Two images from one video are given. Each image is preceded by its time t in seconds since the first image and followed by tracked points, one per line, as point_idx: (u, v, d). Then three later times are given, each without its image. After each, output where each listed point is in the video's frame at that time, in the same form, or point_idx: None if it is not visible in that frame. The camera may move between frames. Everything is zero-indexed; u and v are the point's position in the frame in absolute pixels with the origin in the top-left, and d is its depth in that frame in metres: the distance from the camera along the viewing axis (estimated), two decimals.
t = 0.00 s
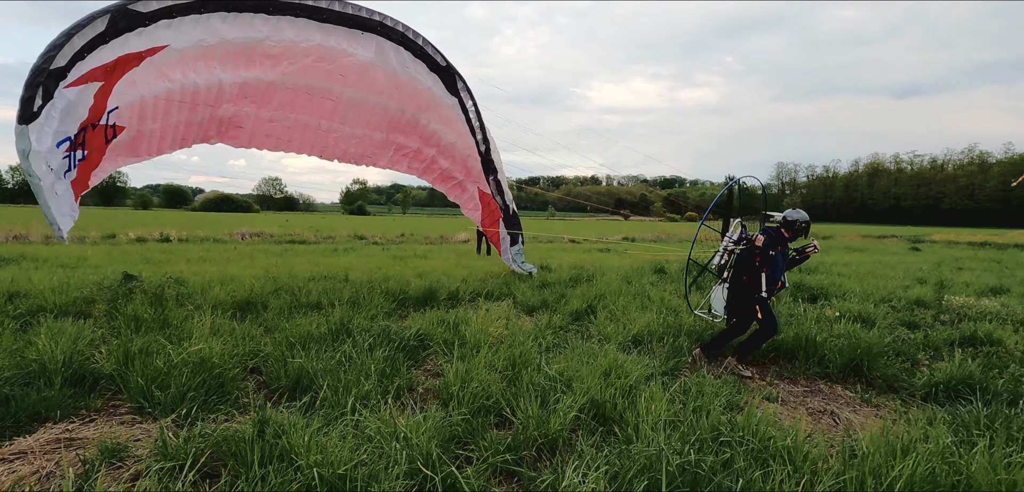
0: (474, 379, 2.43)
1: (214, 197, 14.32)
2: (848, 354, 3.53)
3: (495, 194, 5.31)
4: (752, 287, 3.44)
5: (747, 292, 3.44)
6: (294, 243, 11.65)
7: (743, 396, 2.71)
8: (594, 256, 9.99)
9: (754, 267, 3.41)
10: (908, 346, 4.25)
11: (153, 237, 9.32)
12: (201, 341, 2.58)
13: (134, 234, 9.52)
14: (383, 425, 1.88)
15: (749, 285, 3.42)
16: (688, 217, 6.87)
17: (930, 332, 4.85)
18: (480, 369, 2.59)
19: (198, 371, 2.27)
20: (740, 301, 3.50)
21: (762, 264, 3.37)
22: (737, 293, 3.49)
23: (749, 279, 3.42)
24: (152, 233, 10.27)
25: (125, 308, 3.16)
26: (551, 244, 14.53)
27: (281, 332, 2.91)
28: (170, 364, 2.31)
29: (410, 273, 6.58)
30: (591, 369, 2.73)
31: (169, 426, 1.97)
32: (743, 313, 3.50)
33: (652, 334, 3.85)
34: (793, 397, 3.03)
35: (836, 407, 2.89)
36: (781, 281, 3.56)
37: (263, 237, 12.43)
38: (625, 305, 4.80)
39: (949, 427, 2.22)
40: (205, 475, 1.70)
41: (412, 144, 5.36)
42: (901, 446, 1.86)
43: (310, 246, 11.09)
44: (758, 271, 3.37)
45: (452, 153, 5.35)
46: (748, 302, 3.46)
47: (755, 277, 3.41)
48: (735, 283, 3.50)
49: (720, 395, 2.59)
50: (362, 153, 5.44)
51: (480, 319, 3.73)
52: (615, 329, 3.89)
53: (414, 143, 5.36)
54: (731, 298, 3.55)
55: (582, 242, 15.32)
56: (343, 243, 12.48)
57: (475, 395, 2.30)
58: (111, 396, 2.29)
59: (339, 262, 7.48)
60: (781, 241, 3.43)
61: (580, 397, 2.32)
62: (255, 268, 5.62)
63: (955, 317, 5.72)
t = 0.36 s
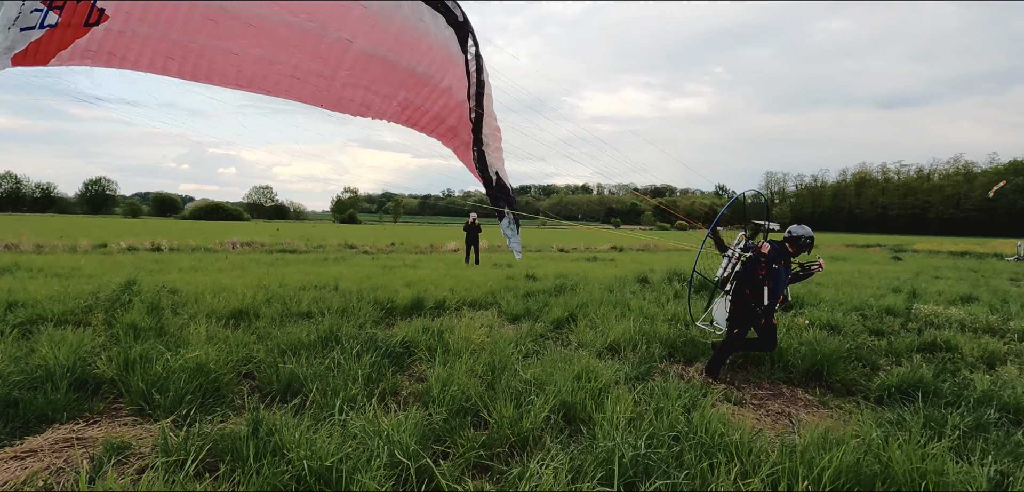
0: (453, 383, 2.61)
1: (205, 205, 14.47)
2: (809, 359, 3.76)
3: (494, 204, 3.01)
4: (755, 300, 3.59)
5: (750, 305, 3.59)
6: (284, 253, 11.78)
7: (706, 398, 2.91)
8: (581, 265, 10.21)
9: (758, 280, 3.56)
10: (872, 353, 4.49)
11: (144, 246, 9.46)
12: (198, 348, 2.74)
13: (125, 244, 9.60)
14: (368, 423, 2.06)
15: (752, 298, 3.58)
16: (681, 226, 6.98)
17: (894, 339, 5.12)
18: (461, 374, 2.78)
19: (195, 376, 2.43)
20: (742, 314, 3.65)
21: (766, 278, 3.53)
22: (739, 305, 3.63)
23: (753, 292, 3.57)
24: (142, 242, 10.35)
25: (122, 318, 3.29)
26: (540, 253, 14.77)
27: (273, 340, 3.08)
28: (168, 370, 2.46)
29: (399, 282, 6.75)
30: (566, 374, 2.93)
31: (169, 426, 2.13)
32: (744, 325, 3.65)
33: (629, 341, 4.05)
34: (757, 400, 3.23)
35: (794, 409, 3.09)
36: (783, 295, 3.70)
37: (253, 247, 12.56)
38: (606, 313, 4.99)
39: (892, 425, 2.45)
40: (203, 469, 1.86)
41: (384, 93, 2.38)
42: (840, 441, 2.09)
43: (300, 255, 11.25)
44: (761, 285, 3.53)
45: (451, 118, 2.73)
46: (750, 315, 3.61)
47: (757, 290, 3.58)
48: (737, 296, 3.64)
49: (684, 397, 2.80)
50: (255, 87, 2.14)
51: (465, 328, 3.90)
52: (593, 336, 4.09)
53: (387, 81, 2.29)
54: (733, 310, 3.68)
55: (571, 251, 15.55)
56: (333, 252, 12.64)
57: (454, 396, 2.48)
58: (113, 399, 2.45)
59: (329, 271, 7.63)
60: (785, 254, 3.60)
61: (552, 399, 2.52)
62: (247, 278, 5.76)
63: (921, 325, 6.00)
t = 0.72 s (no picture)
0: (430, 385, 2.81)
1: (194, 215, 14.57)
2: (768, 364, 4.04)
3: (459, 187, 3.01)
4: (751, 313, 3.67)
5: (746, 317, 3.67)
6: (272, 263, 11.89)
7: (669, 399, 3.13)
8: (565, 275, 10.45)
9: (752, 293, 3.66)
10: (832, 360, 4.76)
11: (132, 256, 9.58)
12: (188, 354, 2.91)
13: (113, 254, 9.69)
14: (348, 421, 2.25)
15: (748, 312, 3.66)
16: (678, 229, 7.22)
17: (856, 346, 5.38)
18: (438, 377, 2.98)
19: (187, 379, 2.60)
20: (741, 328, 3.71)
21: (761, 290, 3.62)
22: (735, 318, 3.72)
23: (749, 305, 3.66)
24: (130, 252, 10.42)
25: (115, 327, 3.44)
26: (526, 263, 15.00)
27: (260, 347, 3.25)
28: (161, 374, 2.63)
29: (384, 292, 6.93)
30: (536, 377, 3.15)
31: (162, 424, 2.29)
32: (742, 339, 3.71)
33: (602, 348, 4.26)
34: (717, 402, 3.46)
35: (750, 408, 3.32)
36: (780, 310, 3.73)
37: (242, 257, 12.70)
38: (582, 321, 5.19)
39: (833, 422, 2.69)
40: (197, 459, 2.03)
41: (387, 55, 2.58)
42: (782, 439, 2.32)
43: (288, 265, 11.39)
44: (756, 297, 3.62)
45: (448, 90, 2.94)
46: (747, 328, 3.68)
47: (753, 303, 3.66)
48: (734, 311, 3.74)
49: (645, 399, 3.02)
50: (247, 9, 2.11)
51: (446, 335, 4.09)
52: (568, 343, 4.30)
53: (392, 41, 2.49)
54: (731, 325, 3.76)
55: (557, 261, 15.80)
56: (322, 262, 12.81)
57: (429, 397, 2.69)
58: (108, 402, 2.61)
59: (316, 281, 7.79)
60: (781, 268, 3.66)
61: (520, 400, 2.73)
62: (235, 288, 5.90)
63: (885, 332, 6.29)
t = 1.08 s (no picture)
0: (414, 386, 3.01)
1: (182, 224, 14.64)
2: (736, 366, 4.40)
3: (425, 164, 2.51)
4: (759, 318, 3.87)
5: (753, 322, 3.87)
6: (259, 271, 11.98)
7: (637, 400, 3.40)
8: (550, 282, 10.68)
9: (759, 299, 3.88)
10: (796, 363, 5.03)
11: (120, 265, 9.65)
12: (183, 360, 3.07)
13: (100, 263, 9.73)
14: (337, 419, 2.45)
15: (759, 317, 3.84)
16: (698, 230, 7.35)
17: (822, 349, 5.67)
18: (422, 378, 3.19)
19: (183, 383, 2.76)
20: (750, 333, 3.89)
21: (768, 296, 3.86)
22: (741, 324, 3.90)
23: (760, 310, 3.84)
24: (117, 261, 10.48)
25: (111, 334, 3.58)
26: (514, 270, 15.22)
27: (251, 353, 3.42)
28: (158, 378, 2.79)
29: (371, 299, 7.08)
30: (514, 379, 3.37)
31: (161, 424, 2.45)
32: (749, 344, 3.89)
33: (579, 352, 4.46)
34: (685, 402, 3.82)
35: (715, 406, 3.69)
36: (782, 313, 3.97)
37: (230, 265, 12.78)
38: (562, 327, 5.40)
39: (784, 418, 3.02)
40: (196, 452, 2.19)
41: None
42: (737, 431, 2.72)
43: (276, 274, 11.50)
44: (764, 302, 3.85)
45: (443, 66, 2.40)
46: (758, 332, 3.86)
47: (762, 308, 3.86)
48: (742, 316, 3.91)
49: (616, 399, 3.27)
50: None
51: (430, 340, 4.28)
52: (548, 347, 4.51)
53: None
54: (740, 330, 3.92)
55: (544, 269, 16.05)
56: (310, 270, 12.92)
57: (412, 398, 2.88)
58: (108, 405, 2.75)
59: (304, 289, 7.93)
60: (784, 275, 3.92)
61: (497, 400, 2.95)
62: (225, 296, 6.04)
63: (852, 336, 6.60)
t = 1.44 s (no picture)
0: (398, 390, 3.18)
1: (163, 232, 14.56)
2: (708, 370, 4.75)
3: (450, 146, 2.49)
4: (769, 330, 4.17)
5: (761, 335, 4.18)
6: (245, 279, 12.01)
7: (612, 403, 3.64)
8: (533, 288, 10.88)
9: (771, 312, 4.17)
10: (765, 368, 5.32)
11: (103, 274, 9.63)
12: (177, 367, 3.20)
13: (82, 272, 9.70)
14: (327, 421, 2.62)
15: (769, 328, 4.14)
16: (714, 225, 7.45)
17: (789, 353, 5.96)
18: (406, 384, 3.36)
19: (177, 390, 2.89)
20: (759, 344, 4.19)
21: (780, 310, 4.16)
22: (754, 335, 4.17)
23: (771, 322, 4.13)
24: (100, 270, 10.44)
25: (103, 343, 3.68)
26: (498, 277, 15.39)
27: (241, 360, 3.55)
28: (153, 385, 2.92)
29: (356, 307, 7.22)
30: (495, 383, 3.56)
31: (157, 428, 2.58)
32: (756, 354, 4.18)
33: (557, 357, 4.64)
34: (656, 401, 4.15)
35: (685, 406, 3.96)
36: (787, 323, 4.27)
37: (214, 274, 12.76)
38: (542, 333, 5.60)
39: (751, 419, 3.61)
40: (192, 452, 2.33)
41: None
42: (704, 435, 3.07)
43: (261, 282, 11.53)
44: (775, 316, 4.14)
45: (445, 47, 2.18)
46: (764, 345, 4.17)
47: (772, 321, 4.16)
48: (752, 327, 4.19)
49: (591, 402, 3.50)
50: None
51: (415, 347, 4.44)
52: (528, 353, 4.71)
53: None
54: (750, 339, 4.21)
55: (528, 275, 16.24)
56: (294, 278, 12.95)
57: (397, 401, 3.05)
58: (104, 411, 2.87)
59: (289, 297, 8.01)
60: (793, 285, 4.19)
61: (477, 403, 3.14)
62: (211, 305, 6.12)
63: (820, 340, 6.91)
